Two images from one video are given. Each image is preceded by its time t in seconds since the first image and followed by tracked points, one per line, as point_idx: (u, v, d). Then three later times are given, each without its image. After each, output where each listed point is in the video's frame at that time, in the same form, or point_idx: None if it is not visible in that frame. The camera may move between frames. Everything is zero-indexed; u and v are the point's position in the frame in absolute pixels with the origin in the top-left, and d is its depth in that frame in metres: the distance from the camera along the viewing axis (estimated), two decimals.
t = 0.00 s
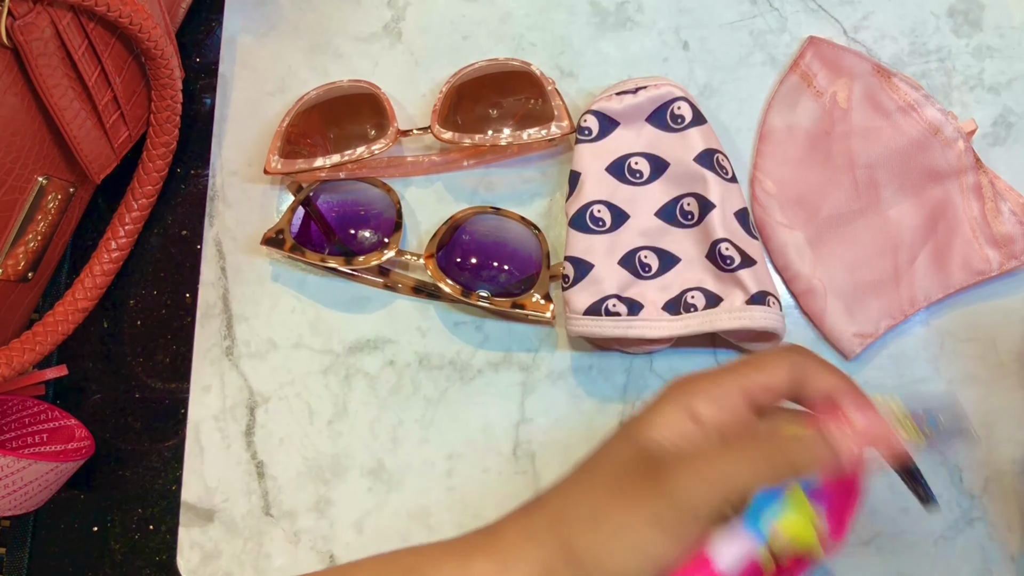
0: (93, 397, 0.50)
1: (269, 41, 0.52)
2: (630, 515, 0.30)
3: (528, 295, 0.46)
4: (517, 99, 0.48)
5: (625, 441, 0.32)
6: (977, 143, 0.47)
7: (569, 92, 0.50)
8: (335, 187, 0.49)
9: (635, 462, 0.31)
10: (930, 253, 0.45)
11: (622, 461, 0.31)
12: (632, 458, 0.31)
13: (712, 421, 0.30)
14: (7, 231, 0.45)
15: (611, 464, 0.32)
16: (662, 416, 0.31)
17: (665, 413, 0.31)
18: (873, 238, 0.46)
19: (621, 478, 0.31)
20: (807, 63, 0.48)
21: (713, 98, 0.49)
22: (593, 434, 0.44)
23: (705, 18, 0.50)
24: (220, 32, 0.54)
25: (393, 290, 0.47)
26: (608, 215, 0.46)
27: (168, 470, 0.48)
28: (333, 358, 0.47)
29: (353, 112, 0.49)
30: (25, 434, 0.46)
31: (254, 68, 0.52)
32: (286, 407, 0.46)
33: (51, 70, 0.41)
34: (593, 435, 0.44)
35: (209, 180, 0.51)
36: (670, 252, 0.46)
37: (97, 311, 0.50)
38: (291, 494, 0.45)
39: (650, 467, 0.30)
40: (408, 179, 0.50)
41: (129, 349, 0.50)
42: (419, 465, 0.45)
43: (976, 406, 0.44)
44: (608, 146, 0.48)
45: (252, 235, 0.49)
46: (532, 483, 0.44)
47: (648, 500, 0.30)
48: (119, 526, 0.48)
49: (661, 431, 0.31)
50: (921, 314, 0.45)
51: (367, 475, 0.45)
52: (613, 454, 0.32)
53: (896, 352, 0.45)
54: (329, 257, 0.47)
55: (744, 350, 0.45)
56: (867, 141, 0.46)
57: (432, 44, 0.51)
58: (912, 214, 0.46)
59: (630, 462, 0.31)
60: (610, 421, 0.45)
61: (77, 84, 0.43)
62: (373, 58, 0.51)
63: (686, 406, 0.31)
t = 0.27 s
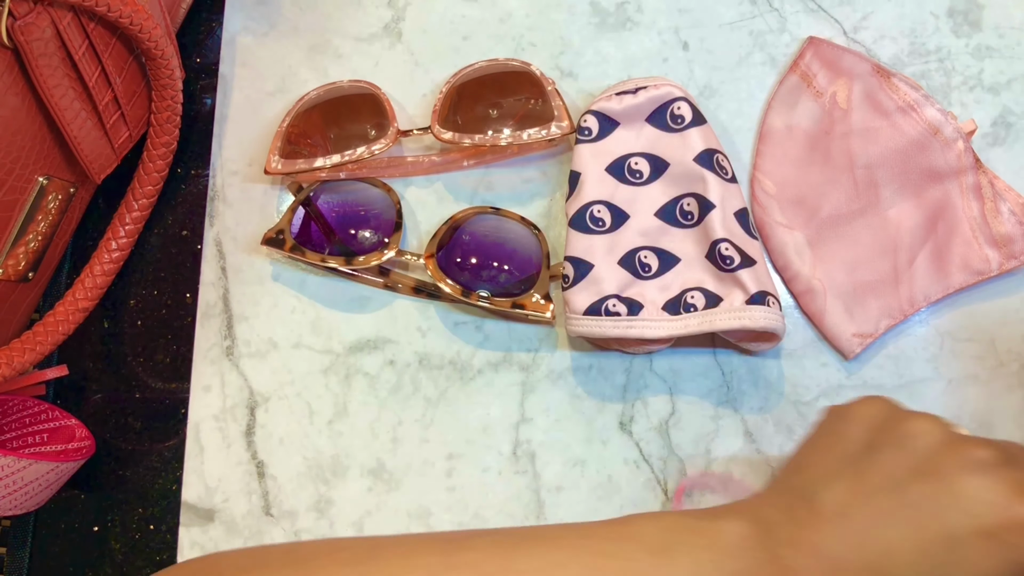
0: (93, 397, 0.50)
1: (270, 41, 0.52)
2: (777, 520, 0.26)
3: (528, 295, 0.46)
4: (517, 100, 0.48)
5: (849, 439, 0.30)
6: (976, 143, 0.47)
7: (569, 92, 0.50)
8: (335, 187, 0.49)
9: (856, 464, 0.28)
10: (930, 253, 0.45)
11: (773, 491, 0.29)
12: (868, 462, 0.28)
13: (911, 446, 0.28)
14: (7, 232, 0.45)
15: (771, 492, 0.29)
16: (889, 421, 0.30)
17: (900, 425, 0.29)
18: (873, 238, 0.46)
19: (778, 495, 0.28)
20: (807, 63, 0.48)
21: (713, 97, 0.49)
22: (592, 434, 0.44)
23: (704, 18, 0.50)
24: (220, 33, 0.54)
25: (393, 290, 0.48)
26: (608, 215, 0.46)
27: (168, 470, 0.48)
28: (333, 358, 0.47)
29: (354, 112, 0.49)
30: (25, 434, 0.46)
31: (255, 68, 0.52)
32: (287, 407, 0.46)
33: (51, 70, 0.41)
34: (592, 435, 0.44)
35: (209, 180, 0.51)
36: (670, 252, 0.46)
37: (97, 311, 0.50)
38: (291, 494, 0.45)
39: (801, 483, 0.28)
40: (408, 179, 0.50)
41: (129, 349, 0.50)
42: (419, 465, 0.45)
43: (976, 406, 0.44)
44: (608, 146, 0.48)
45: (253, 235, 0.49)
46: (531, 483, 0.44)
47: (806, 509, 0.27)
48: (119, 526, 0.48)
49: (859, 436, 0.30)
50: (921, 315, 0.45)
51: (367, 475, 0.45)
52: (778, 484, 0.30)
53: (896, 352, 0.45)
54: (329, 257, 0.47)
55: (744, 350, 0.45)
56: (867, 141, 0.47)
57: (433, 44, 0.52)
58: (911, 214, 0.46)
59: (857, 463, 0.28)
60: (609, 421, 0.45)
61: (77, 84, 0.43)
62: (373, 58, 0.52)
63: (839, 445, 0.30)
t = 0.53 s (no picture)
0: (93, 397, 0.50)
1: (270, 40, 0.52)
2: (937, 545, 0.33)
3: (528, 295, 0.46)
4: (517, 99, 0.48)
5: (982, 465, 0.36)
6: (976, 143, 0.47)
7: (569, 92, 0.50)
8: (335, 187, 0.49)
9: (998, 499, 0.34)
10: (929, 253, 0.45)
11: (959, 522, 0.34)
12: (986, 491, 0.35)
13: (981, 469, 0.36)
14: (7, 232, 0.45)
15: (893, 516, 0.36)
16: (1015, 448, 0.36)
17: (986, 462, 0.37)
18: (872, 238, 0.46)
19: (943, 506, 0.35)
20: (808, 63, 0.49)
21: (713, 98, 0.49)
22: (592, 434, 0.44)
23: (705, 18, 0.50)
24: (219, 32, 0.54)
25: (393, 291, 0.48)
26: (608, 215, 0.46)
27: (169, 470, 0.48)
28: (333, 358, 0.47)
29: (354, 112, 0.49)
30: (25, 434, 0.46)
31: (255, 68, 0.52)
32: (287, 407, 0.46)
33: (51, 70, 0.41)
34: (592, 435, 0.44)
35: (209, 180, 0.51)
36: (670, 252, 0.46)
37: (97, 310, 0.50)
38: (291, 493, 0.45)
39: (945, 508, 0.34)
40: (408, 179, 0.50)
41: (129, 349, 0.50)
42: (419, 465, 0.45)
43: (976, 406, 0.44)
44: (608, 146, 0.48)
45: (253, 235, 0.49)
46: (531, 483, 0.44)
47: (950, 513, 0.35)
48: (119, 526, 0.48)
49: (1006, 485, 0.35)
50: (921, 315, 0.45)
51: (368, 474, 0.45)
52: (931, 489, 0.37)
53: (895, 353, 0.45)
54: (329, 257, 0.47)
55: (744, 350, 0.45)
56: (867, 141, 0.47)
57: (433, 44, 0.52)
58: (911, 214, 0.46)
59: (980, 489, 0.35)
60: (609, 420, 0.45)
61: (77, 84, 0.43)
62: (373, 58, 0.52)
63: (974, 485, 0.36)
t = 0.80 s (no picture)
0: (93, 397, 0.50)
1: (270, 41, 0.52)
2: None
3: (528, 295, 0.46)
4: (517, 100, 0.48)
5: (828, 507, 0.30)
6: (976, 143, 0.47)
7: (569, 92, 0.50)
8: (335, 187, 0.49)
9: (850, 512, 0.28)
10: (929, 253, 0.45)
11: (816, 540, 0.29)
12: (878, 502, 0.27)
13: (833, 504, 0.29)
14: (7, 232, 0.45)
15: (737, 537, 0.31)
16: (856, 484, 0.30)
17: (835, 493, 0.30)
18: (872, 238, 0.46)
19: None
20: (807, 63, 0.48)
21: (713, 98, 0.49)
22: (592, 434, 0.44)
23: (705, 18, 0.50)
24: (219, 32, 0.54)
25: (393, 291, 0.48)
26: (608, 215, 0.46)
27: (168, 470, 0.48)
28: (333, 358, 0.47)
29: (354, 112, 0.49)
30: (25, 434, 0.46)
31: (255, 68, 0.52)
32: (287, 407, 0.46)
33: (51, 70, 0.41)
34: (592, 435, 0.44)
35: (209, 181, 0.51)
36: (670, 252, 0.46)
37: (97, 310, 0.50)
38: (291, 493, 0.45)
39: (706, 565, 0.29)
40: (408, 179, 0.50)
41: (129, 349, 0.50)
42: (419, 465, 0.45)
43: (976, 406, 0.44)
44: (608, 146, 0.48)
45: (253, 235, 0.49)
46: (531, 483, 0.44)
47: None
48: (119, 526, 0.48)
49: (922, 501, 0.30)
50: (921, 314, 0.45)
51: (368, 475, 0.45)
52: None
53: (895, 353, 0.45)
54: (329, 257, 0.47)
55: (744, 350, 0.45)
56: (867, 141, 0.47)
57: (433, 44, 0.52)
58: (911, 214, 0.46)
59: (870, 503, 0.28)
60: (609, 420, 0.45)
61: (77, 84, 0.43)
62: (373, 58, 0.52)
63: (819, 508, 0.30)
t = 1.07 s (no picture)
0: (92, 397, 0.50)
1: (270, 41, 0.52)
2: None
3: (528, 295, 0.46)
4: (517, 100, 0.48)
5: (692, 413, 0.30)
6: (976, 143, 0.47)
7: (569, 92, 0.50)
8: (335, 188, 0.49)
9: (592, 422, 0.30)
10: (929, 253, 0.45)
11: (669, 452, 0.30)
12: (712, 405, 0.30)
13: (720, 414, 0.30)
14: (7, 232, 0.45)
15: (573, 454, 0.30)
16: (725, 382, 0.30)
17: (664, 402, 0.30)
18: (872, 238, 0.46)
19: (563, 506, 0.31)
20: (807, 63, 0.48)
21: (713, 98, 0.49)
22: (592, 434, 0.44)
23: (705, 18, 0.50)
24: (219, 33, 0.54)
25: (393, 291, 0.48)
26: (608, 215, 0.46)
27: (168, 470, 0.48)
28: (333, 358, 0.47)
29: (354, 112, 0.49)
30: (25, 435, 0.46)
31: (255, 68, 0.52)
32: (287, 407, 0.46)
33: (51, 70, 0.41)
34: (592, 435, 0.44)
35: (209, 180, 0.51)
36: (670, 252, 0.46)
37: (97, 310, 0.50)
38: (291, 493, 0.45)
39: (547, 485, 0.31)
40: (408, 179, 0.50)
41: (129, 349, 0.50)
42: (419, 465, 0.45)
43: (976, 406, 0.44)
44: (608, 146, 0.48)
45: (253, 235, 0.49)
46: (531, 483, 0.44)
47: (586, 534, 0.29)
48: (118, 526, 0.48)
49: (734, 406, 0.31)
50: (921, 315, 0.45)
51: (367, 474, 0.45)
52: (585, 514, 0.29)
53: (895, 352, 0.45)
54: (329, 257, 0.47)
55: (744, 350, 0.45)
56: (867, 141, 0.47)
57: (433, 44, 0.52)
58: (911, 214, 0.46)
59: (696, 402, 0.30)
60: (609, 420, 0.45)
61: (77, 84, 0.43)
62: (374, 58, 0.52)
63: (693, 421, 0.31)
